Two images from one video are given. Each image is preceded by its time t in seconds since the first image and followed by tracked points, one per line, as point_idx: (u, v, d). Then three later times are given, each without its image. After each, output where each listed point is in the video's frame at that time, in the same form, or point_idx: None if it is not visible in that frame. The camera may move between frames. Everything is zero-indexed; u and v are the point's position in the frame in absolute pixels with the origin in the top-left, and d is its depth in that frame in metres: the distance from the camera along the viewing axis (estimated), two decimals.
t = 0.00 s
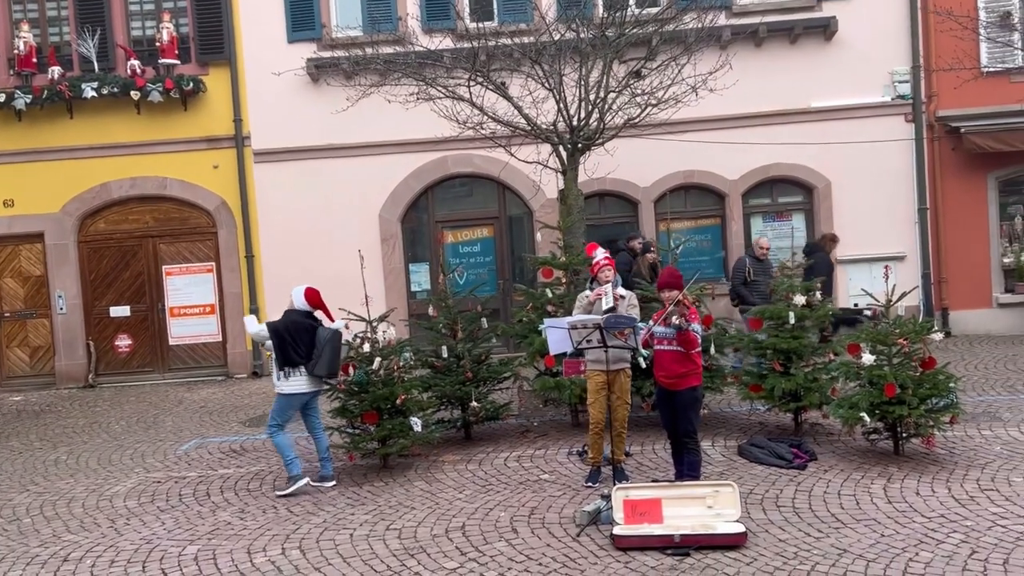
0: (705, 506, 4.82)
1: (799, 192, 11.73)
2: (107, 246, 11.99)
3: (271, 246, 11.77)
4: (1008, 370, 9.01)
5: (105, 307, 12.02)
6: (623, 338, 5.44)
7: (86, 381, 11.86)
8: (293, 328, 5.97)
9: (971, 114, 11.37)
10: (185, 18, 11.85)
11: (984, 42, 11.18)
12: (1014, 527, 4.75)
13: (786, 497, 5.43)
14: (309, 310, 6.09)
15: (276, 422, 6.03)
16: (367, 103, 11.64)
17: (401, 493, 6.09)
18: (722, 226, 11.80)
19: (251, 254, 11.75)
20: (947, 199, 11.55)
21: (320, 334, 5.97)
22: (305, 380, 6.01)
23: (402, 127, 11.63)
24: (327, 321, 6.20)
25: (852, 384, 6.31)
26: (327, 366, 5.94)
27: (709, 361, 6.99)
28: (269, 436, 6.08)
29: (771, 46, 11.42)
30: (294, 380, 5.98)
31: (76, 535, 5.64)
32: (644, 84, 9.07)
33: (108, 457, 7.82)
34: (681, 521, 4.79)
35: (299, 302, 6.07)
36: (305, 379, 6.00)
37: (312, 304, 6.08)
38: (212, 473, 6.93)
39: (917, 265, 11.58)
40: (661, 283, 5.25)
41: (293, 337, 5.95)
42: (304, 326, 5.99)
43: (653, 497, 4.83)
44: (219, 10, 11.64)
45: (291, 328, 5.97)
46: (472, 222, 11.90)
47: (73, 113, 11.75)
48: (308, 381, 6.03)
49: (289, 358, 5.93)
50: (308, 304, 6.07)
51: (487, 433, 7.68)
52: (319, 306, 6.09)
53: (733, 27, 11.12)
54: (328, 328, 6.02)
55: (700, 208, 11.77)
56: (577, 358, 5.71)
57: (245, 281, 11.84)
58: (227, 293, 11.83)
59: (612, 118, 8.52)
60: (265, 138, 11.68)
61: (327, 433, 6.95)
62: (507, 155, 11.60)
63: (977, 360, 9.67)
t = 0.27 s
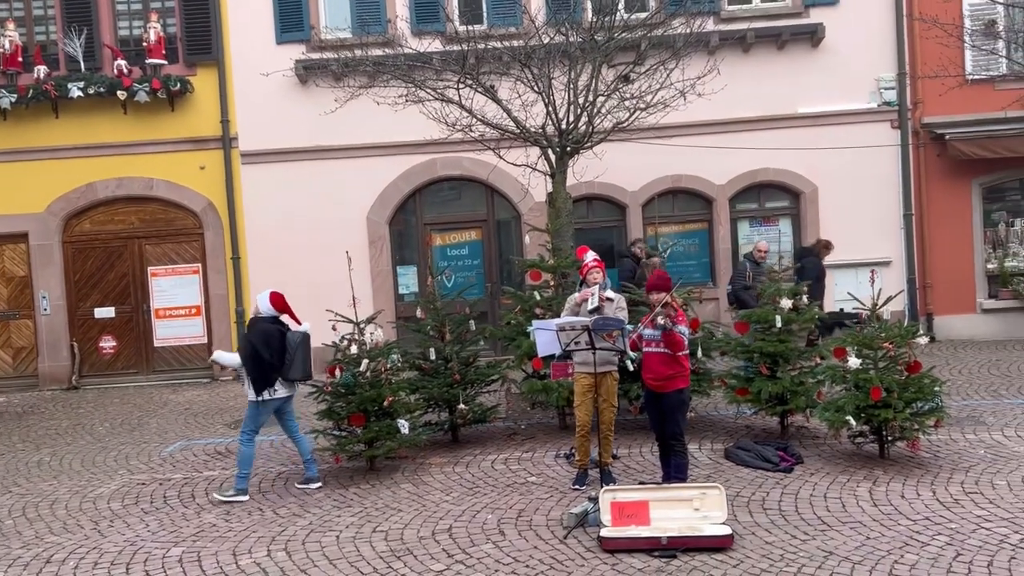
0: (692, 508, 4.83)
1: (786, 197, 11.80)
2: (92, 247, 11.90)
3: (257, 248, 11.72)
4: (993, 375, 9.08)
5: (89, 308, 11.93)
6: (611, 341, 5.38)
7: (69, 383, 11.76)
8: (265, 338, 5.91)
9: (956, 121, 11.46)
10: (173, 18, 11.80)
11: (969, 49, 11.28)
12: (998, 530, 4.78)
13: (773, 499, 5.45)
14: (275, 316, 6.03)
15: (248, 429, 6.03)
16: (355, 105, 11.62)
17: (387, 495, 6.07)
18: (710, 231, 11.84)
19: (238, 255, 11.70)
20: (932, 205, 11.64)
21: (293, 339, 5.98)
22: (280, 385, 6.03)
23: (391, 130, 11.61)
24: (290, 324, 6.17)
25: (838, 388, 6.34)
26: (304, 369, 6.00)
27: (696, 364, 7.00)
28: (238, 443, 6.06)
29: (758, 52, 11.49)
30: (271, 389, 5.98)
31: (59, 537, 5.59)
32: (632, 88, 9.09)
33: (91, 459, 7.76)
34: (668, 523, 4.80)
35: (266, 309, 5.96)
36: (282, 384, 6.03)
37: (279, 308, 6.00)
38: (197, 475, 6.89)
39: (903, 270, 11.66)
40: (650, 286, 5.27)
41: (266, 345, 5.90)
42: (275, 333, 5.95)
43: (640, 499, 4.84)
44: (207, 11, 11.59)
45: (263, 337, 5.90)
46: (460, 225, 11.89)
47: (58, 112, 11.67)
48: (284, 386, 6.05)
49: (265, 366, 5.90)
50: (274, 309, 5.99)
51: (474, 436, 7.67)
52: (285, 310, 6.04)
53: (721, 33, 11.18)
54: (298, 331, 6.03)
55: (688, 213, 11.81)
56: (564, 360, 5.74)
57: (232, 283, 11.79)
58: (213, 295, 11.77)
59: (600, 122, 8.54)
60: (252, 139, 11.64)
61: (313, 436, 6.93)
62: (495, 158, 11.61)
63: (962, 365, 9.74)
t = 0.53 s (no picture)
0: (680, 510, 4.84)
1: (774, 203, 11.86)
2: (78, 248, 11.82)
3: (245, 249, 11.67)
4: (978, 380, 9.15)
5: (75, 309, 11.84)
6: (600, 343, 5.44)
7: (54, 384, 11.67)
8: (225, 344, 5.86)
9: (942, 128, 11.54)
10: (162, 19, 11.75)
11: (955, 58, 11.37)
12: (983, 533, 4.81)
13: (760, 502, 5.47)
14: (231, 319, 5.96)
15: (215, 432, 5.99)
16: (345, 107, 11.60)
17: (375, 497, 6.05)
18: (698, 236, 11.88)
19: (226, 257, 11.65)
20: (918, 212, 11.72)
21: (252, 342, 5.95)
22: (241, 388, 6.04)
23: (380, 132, 11.60)
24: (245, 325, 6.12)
25: (825, 392, 6.38)
26: (265, 373, 6.00)
27: (684, 368, 7.04)
28: (210, 449, 6.03)
29: (747, 58, 11.55)
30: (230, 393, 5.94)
31: (43, 539, 5.54)
32: (622, 93, 9.12)
33: (76, 460, 7.70)
34: (656, 526, 4.80)
35: (222, 312, 5.91)
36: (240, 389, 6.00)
37: (236, 310, 5.95)
38: (183, 477, 6.85)
39: (889, 276, 11.75)
40: (639, 288, 5.30)
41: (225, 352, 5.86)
42: (234, 338, 5.90)
43: (628, 501, 4.84)
44: (197, 11, 11.56)
45: (224, 343, 5.85)
46: (449, 228, 11.89)
47: (45, 111, 11.59)
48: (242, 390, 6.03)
49: (226, 373, 5.87)
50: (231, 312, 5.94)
51: (462, 439, 7.66)
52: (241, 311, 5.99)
53: (710, 39, 11.24)
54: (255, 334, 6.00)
55: (676, 218, 11.85)
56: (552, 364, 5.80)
57: (219, 285, 11.73)
58: (200, 297, 11.71)
59: (590, 126, 8.56)
60: (241, 141, 11.60)
61: (300, 438, 6.90)
62: (485, 161, 11.62)
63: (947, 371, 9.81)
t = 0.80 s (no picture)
0: (668, 513, 4.84)
1: (762, 209, 11.92)
2: (64, 248, 11.74)
3: (234, 251, 11.63)
4: (963, 386, 9.21)
5: (61, 310, 11.76)
6: (589, 346, 5.36)
7: (38, 385, 11.58)
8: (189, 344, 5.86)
9: (928, 136, 11.62)
10: (151, 19, 11.71)
11: (942, 66, 11.44)
12: (969, 537, 4.84)
13: (748, 506, 5.48)
14: (191, 320, 5.95)
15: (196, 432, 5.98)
16: (335, 109, 11.58)
17: (362, 500, 6.03)
18: (687, 241, 11.92)
19: (214, 259, 11.60)
20: (905, 219, 11.80)
21: (216, 342, 5.98)
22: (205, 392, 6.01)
23: (371, 135, 11.59)
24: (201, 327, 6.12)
25: (813, 396, 6.40)
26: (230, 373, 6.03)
27: (672, 372, 7.01)
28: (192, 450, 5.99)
29: (736, 64, 11.61)
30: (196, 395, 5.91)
31: (27, 540, 5.49)
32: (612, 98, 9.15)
33: (61, 462, 7.64)
34: (644, 529, 4.80)
35: (180, 313, 5.89)
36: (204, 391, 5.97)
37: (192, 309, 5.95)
38: (169, 479, 6.80)
39: (876, 283, 11.82)
40: (628, 292, 5.30)
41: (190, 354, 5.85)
42: (198, 339, 5.90)
43: (617, 504, 4.84)
44: (187, 11, 11.52)
45: (188, 344, 5.84)
46: (439, 231, 11.88)
47: (32, 111, 11.52)
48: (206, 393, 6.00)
49: (191, 375, 5.85)
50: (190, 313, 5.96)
51: (451, 441, 7.65)
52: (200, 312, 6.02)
53: (700, 45, 11.29)
54: (217, 335, 6.02)
55: (665, 223, 11.89)
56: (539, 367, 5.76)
57: (207, 286, 11.68)
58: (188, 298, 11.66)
59: (581, 130, 8.58)
60: (231, 142, 11.57)
61: (288, 440, 6.88)
62: (475, 164, 11.62)
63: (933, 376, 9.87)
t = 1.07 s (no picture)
0: (657, 515, 4.86)
1: (751, 213, 11.97)
2: (52, 248, 11.67)
3: (223, 251, 11.59)
4: (949, 391, 9.27)
5: (48, 310, 11.69)
6: (580, 347, 5.38)
7: (25, 386, 11.51)
8: (148, 348, 5.85)
9: (916, 143, 11.69)
10: (142, 18, 11.67)
11: (930, 73, 11.50)
12: (954, 539, 4.88)
13: (736, 508, 5.50)
14: (145, 324, 5.94)
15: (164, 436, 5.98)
16: (326, 110, 11.58)
17: (351, 501, 6.02)
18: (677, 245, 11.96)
19: (203, 259, 11.56)
20: (893, 225, 11.87)
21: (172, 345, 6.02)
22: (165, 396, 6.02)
23: (361, 137, 11.58)
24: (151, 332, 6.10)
25: (801, 400, 6.45)
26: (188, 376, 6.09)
27: (662, 374, 7.02)
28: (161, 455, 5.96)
29: (727, 70, 11.67)
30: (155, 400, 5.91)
31: (12, 540, 5.46)
32: (604, 102, 9.18)
33: (47, 462, 7.59)
34: (633, 530, 4.82)
35: (135, 318, 5.87)
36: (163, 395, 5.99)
37: (146, 313, 5.94)
38: (157, 479, 6.78)
39: (863, 288, 11.89)
40: (619, 294, 5.30)
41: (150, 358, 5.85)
42: (156, 344, 5.90)
43: (606, 506, 4.85)
44: (178, 11, 11.50)
45: (146, 349, 5.84)
46: (429, 234, 11.88)
47: (21, 110, 11.46)
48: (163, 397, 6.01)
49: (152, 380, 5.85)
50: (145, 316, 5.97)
51: (440, 443, 7.66)
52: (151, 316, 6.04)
53: (691, 50, 11.35)
54: (172, 339, 6.03)
55: (655, 227, 11.92)
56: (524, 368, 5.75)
57: (196, 287, 11.64)
58: (177, 299, 11.61)
59: (572, 133, 8.61)
60: (221, 143, 11.54)
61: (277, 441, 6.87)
62: (466, 167, 11.63)
63: (919, 381, 9.94)
